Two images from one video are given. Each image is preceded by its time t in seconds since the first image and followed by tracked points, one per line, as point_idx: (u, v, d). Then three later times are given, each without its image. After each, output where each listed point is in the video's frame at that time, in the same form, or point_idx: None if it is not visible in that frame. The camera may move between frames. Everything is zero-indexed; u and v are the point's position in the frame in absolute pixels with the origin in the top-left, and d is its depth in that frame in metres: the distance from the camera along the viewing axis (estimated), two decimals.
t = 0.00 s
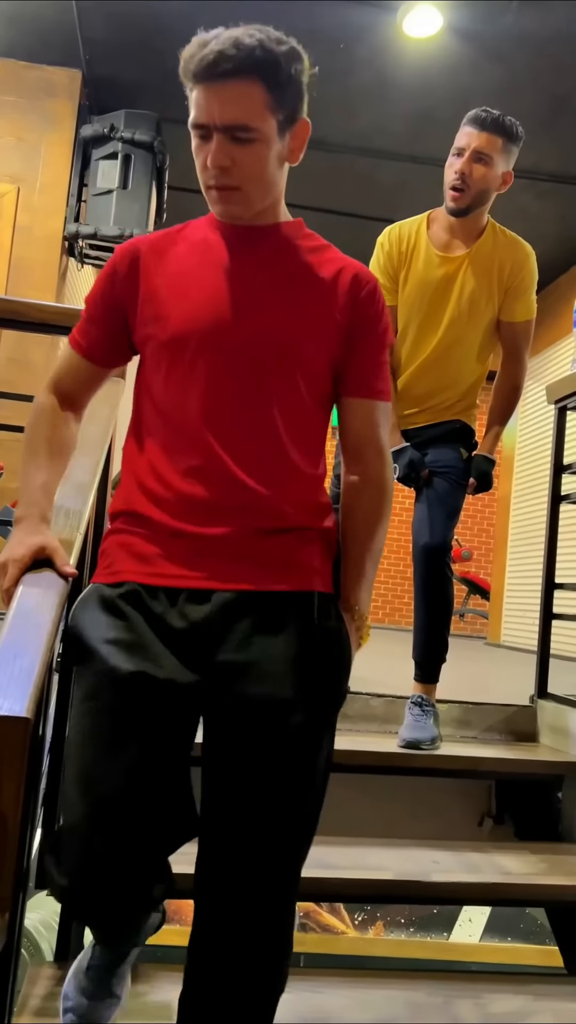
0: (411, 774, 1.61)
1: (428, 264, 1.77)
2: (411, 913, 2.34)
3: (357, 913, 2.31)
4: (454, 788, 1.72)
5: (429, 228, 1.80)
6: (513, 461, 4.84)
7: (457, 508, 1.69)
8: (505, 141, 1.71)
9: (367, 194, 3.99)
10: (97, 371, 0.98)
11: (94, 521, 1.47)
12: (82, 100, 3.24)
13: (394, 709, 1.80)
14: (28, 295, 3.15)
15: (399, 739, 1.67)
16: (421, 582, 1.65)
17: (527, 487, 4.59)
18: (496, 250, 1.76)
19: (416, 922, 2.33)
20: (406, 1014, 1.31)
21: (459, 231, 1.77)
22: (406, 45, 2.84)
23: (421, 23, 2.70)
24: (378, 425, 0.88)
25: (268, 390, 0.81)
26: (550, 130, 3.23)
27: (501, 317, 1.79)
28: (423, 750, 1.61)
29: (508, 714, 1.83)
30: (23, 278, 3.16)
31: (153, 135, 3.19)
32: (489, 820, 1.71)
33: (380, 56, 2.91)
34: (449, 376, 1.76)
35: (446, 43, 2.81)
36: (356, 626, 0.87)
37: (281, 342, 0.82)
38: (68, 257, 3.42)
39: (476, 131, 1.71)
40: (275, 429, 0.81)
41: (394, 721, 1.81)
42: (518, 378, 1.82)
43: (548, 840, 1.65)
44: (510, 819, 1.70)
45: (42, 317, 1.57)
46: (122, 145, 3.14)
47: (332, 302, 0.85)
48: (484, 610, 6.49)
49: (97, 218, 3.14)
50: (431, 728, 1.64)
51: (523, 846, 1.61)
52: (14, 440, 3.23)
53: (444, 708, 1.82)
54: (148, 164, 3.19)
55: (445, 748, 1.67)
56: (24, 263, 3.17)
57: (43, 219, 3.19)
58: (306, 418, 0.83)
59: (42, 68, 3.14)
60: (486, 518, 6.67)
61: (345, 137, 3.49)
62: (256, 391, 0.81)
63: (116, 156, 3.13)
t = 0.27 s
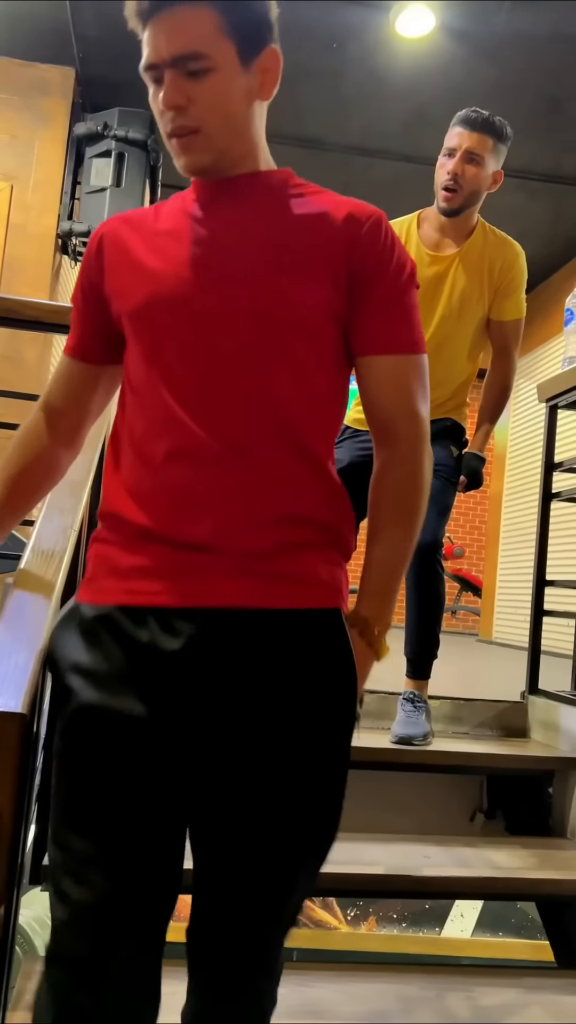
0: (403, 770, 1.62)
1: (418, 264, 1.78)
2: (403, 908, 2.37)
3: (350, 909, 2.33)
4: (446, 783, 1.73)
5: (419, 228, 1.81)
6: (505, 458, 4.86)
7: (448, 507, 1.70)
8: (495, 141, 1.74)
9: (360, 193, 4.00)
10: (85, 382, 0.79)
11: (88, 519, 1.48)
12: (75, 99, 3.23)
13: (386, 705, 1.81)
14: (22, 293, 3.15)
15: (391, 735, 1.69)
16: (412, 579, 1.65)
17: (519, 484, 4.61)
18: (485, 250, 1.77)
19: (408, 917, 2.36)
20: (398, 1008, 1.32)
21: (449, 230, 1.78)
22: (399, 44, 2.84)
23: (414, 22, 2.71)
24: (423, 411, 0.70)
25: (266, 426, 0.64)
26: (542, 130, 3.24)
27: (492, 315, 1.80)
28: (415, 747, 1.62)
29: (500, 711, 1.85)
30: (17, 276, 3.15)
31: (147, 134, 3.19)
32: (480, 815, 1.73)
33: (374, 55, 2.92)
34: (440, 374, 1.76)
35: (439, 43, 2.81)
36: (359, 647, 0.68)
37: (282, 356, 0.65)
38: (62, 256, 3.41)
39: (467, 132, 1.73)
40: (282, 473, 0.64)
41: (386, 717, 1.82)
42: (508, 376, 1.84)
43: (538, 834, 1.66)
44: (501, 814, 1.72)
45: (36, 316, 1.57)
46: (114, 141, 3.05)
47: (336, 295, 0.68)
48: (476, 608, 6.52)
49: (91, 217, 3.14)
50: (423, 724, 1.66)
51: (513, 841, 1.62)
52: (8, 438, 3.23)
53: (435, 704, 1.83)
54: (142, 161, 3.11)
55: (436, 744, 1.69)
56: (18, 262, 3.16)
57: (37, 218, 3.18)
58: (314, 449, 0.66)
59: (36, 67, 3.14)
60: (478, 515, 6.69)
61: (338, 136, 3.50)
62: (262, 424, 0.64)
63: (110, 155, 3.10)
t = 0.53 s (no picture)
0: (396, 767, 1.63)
1: (409, 263, 1.78)
2: (395, 904, 2.39)
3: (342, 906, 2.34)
4: (438, 779, 1.74)
5: (410, 228, 1.82)
6: (496, 456, 4.88)
7: (438, 503, 1.71)
8: (485, 140, 1.75)
9: (352, 191, 4.00)
10: (5, 529, 0.73)
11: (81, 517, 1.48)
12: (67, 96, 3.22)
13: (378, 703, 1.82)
14: (14, 291, 3.14)
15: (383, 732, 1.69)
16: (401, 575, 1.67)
17: (510, 482, 4.63)
18: (474, 250, 1.79)
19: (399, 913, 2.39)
20: (391, 1002, 1.34)
21: (440, 228, 1.79)
22: (391, 44, 2.85)
23: (406, 22, 2.72)
24: (378, 505, 0.58)
25: (189, 578, 0.55)
26: (533, 129, 3.26)
27: (481, 315, 1.81)
28: (408, 744, 1.63)
29: (491, 707, 1.86)
30: (8, 273, 3.14)
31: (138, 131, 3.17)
32: (471, 811, 1.73)
33: (366, 53, 2.92)
34: (431, 373, 1.77)
35: (432, 42, 2.82)
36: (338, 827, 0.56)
37: (191, 468, 0.55)
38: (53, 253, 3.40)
39: (457, 132, 1.74)
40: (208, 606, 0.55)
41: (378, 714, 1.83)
42: (498, 375, 1.85)
43: (529, 830, 1.67)
44: (492, 810, 1.72)
45: (29, 315, 1.57)
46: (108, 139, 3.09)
47: (240, 365, 0.57)
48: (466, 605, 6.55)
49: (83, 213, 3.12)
50: (414, 720, 1.67)
51: (504, 836, 1.63)
52: None
53: (427, 701, 1.84)
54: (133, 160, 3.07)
55: (429, 740, 1.69)
56: (9, 259, 3.14)
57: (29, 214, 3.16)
58: (244, 560, 0.56)
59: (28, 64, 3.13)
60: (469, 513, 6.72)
61: (330, 135, 3.50)
62: (177, 591, 0.55)
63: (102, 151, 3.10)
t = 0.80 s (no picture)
0: (386, 761, 1.64)
1: (399, 262, 1.79)
2: (386, 900, 2.41)
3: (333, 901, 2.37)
4: (427, 773, 1.73)
5: (400, 227, 1.82)
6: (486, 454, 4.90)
7: (428, 501, 1.71)
8: (473, 140, 1.75)
9: (343, 188, 4.01)
10: None
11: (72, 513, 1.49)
12: (59, 93, 3.22)
13: (369, 698, 1.83)
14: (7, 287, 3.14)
15: (373, 727, 1.70)
16: (392, 573, 1.68)
17: (501, 480, 4.64)
18: (463, 249, 1.80)
19: (391, 909, 2.41)
20: (379, 995, 1.34)
21: (429, 227, 1.79)
22: (382, 43, 2.86)
23: (397, 21, 2.72)
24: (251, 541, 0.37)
25: None
26: (523, 129, 3.27)
27: (470, 314, 1.83)
28: (399, 740, 1.64)
29: (480, 703, 1.87)
30: None
31: (130, 129, 3.17)
32: (461, 806, 1.73)
33: (357, 52, 2.93)
34: (420, 372, 1.79)
35: (422, 41, 2.83)
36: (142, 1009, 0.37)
37: None
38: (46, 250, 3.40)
39: (445, 132, 1.74)
40: None
41: (368, 709, 1.84)
42: (487, 374, 1.86)
43: (518, 825, 1.69)
44: (481, 805, 1.73)
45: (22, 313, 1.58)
46: (99, 137, 3.11)
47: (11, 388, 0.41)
48: (457, 601, 6.58)
49: (76, 211, 3.11)
50: (404, 715, 1.68)
51: (493, 832, 1.64)
52: None
53: (417, 696, 1.85)
54: (126, 157, 3.15)
55: (418, 736, 1.70)
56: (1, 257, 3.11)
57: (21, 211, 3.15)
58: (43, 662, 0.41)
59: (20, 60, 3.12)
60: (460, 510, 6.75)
61: (321, 133, 3.51)
62: None
63: (94, 149, 3.11)
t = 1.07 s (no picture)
0: (373, 754, 1.65)
1: (385, 259, 1.80)
2: (375, 895, 2.43)
3: (322, 896, 2.39)
4: (415, 766, 1.74)
5: (386, 223, 1.83)
6: (474, 451, 4.93)
7: (415, 495, 1.73)
8: (458, 137, 1.76)
9: (330, 186, 4.03)
10: None
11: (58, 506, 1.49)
12: (45, 90, 3.23)
13: (356, 692, 1.84)
14: None
15: (360, 721, 1.71)
16: (379, 567, 1.69)
17: (488, 477, 4.67)
18: (449, 245, 1.80)
19: (380, 903, 2.43)
20: (365, 987, 1.30)
21: (415, 225, 1.80)
22: (368, 41, 2.87)
23: (383, 18, 2.73)
24: None
25: None
26: (509, 128, 3.29)
27: (456, 310, 1.84)
28: (387, 734, 1.65)
29: (467, 696, 1.88)
30: None
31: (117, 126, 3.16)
32: (448, 799, 1.75)
33: (343, 50, 2.94)
34: (407, 368, 1.81)
35: (408, 39, 2.84)
36: None
37: None
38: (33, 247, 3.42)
39: (430, 130, 1.74)
40: None
41: (356, 703, 1.84)
42: (473, 369, 1.87)
43: (505, 817, 1.70)
44: (469, 799, 1.76)
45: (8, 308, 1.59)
46: (86, 135, 3.11)
47: None
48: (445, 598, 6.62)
49: (63, 207, 3.11)
50: (392, 709, 1.69)
51: (480, 824, 1.65)
52: None
53: (404, 690, 1.86)
54: (113, 154, 3.15)
55: (405, 729, 1.71)
56: None
57: (8, 209, 3.17)
58: None
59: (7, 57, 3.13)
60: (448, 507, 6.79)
61: (308, 131, 3.53)
62: None
63: (81, 147, 3.11)
